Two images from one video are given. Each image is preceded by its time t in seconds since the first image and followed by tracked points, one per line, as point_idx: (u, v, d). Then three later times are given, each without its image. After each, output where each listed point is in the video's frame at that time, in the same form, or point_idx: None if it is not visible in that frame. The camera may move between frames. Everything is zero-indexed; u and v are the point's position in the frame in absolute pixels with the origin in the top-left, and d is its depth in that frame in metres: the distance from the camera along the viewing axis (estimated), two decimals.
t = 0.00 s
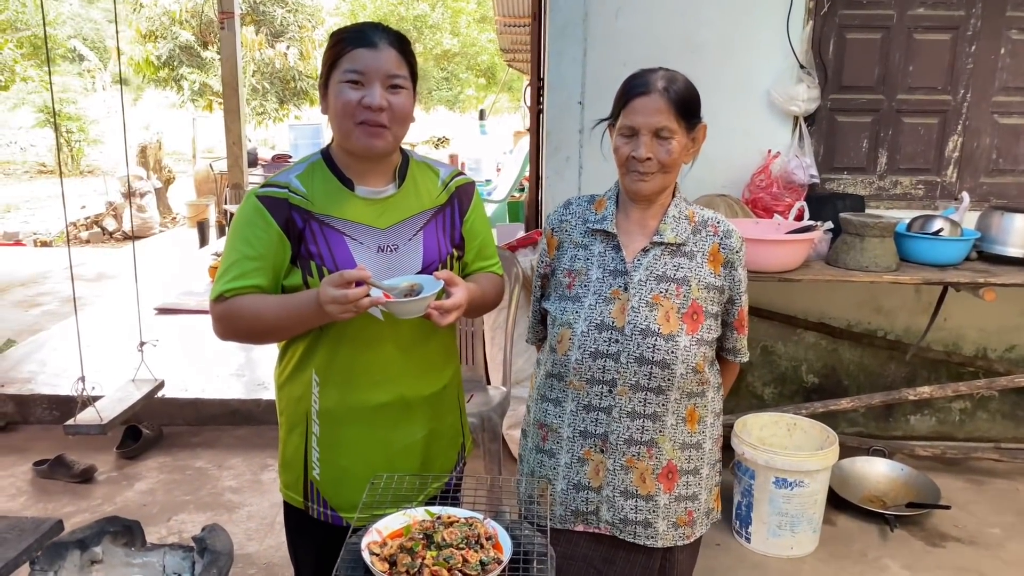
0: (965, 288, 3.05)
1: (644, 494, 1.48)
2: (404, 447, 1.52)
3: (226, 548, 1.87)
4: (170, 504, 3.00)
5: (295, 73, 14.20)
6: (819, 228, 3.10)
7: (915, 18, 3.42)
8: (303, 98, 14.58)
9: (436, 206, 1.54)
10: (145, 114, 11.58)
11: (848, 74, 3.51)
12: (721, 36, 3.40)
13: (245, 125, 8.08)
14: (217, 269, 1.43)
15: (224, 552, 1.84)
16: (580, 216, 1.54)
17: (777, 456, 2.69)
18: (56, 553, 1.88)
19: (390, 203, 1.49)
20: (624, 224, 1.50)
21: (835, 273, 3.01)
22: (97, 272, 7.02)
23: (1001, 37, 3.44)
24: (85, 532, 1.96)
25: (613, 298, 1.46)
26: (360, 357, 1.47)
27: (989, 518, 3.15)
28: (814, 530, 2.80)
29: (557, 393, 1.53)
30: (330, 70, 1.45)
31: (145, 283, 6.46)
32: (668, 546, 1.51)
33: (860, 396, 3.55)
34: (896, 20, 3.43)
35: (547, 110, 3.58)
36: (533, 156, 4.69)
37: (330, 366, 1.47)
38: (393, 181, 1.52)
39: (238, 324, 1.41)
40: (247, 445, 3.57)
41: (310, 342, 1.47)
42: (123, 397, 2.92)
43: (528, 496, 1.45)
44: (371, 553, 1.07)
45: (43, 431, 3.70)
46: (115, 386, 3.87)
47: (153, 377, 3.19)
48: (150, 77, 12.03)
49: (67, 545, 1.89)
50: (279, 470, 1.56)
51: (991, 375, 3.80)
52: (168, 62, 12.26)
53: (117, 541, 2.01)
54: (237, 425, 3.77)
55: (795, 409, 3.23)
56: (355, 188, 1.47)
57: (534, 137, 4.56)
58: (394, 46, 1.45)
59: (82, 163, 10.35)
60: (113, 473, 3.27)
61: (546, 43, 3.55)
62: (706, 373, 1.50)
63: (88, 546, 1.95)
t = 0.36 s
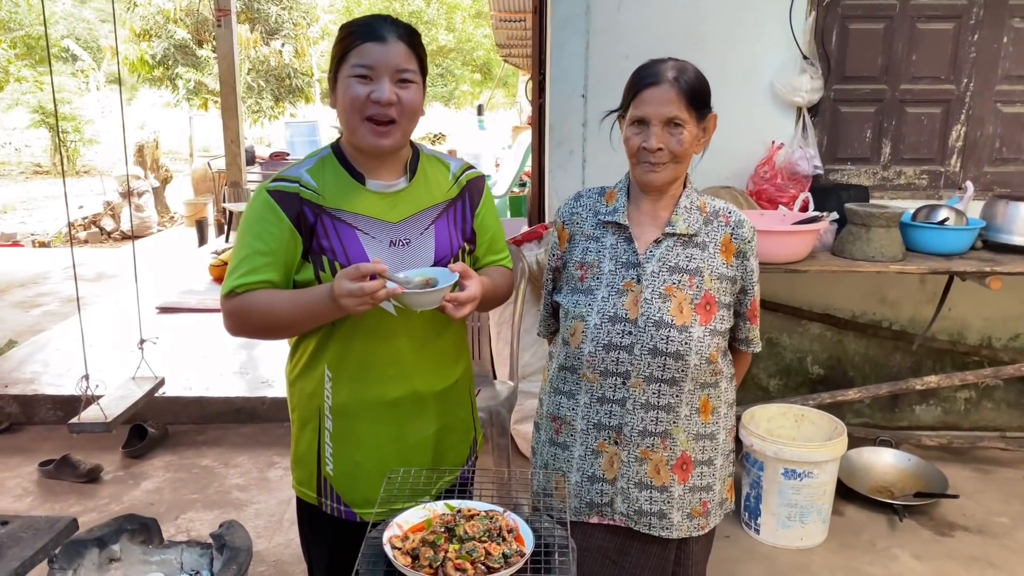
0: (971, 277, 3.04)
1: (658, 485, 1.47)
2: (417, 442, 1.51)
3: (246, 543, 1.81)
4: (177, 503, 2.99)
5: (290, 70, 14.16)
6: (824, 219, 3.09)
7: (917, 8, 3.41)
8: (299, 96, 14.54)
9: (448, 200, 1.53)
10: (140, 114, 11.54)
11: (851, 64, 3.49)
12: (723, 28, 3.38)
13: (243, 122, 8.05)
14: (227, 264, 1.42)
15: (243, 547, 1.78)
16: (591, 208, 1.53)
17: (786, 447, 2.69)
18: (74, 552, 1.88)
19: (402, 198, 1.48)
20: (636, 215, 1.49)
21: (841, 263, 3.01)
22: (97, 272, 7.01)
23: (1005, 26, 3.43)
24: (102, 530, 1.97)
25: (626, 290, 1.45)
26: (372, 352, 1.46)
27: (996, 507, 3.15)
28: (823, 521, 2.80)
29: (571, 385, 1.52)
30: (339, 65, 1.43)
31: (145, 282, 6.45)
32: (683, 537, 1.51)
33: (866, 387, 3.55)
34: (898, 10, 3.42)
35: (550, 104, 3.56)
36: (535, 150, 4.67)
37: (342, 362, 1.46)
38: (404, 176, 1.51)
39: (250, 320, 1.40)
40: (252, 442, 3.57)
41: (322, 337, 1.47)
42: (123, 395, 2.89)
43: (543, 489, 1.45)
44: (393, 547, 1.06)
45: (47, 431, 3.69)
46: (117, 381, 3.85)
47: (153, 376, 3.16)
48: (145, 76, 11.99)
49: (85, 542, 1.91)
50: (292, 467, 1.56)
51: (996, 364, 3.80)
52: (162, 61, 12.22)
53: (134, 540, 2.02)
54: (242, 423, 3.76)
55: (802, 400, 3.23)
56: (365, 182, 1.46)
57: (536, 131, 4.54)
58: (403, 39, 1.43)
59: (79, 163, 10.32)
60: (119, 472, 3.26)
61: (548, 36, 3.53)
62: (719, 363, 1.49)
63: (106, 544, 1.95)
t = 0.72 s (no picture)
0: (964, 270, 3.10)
1: (676, 476, 1.49)
2: (436, 438, 1.52)
3: (278, 541, 1.70)
4: (180, 505, 2.98)
5: (272, 70, 14.07)
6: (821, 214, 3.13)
7: (908, 5, 3.46)
8: (281, 96, 14.46)
9: (464, 198, 1.55)
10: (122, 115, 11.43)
11: (843, 61, 3.54)
12: (718, 26, 3.42)
13: (229, 124, 7.99)
14: (245, 264, 1.43)
15: (276, 546, 1.68)
16: (607, 204, 1.55)
17: (788, 439, 2.72)
18: (104, 553, 1.64)
19: (419, 196, 1.49)
20: (652, 210, 1.51)
21: (838, 257, 3.05)
22: (84, 275, 6.94)
23: (993, 22, 3.49)
24: (132, 530, 1.71)
25: (644, 283, 1.47)
26: (391, 350, 1.46)
27: (991, 495, 3.21)
28: (824, 511, 2.84)
29: (589, 378, 1.54)
30: (354, 66, 1.43)
31: (133, 285, 6.40)
32: (700, 527, 1.53)
33: (862, 379, 3.59)
34: (889, 7, 3.47)
35: (546, 102, 3.58)
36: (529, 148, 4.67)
37: (361, 359, 1.46)
38: (420, 174, 1.51)
39: (268, 319, 1.41)
40: (253, 443, 3.56)
41: (340, 335, 1.47)
42: (126, 396, 2.87)
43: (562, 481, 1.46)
44: (430, 541, 1.09)
45: (44, 436, 3.65)
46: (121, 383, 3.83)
47: (155, 377, 3.14)
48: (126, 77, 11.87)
49: (116, 542, 1.65)
50: (310, 465, 1.56)
51: (987, 356, 3.86)
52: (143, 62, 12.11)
53: (162, 540, 1.78)
54: (241, 424, 3.75)
55: (800, 393, 3.27)
56: (382, 181, 1.47)
57: (531, 129, 4.55)
58: (418, 39, 1.43)
59: (60, 166, 10.21)
60: (120, 475, 3.24)
61: (545, 35, 3.55)
62: (735, 355, 1.52)
63: (137, 544, 1.70)
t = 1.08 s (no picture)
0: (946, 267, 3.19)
1: (682, 467, 1.53)
2: (447, 435, 1.54)
3: (299, 534, 1.82)
4: (175, 508, 2.97)
5: (247, 73, 13.96)
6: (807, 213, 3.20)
7: (888, 10, 3.55)
8: (256, 99, 14.33)
9: (472, 197, 1.57)
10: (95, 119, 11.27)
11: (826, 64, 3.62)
12: (704, 30, 3.48)
13: (209, 127, 7.92)
14: (256, 264, 1.44)
15: (298, 539, 1.78)
16: (613, 202, 1.59)
17: (778, 433, 2.78)
18: (131, 548, 1.80)
19: (428, 195, 1.52)
20: (657, 209, 1.56)
21: (825, 255, 3.12)
22: (61, 280, 6.84)
23: (969, 26, 3.59)
24: (155, 526, 1.89)
25: (650, 279, 1.51)
26: (403, 348, 1.49)
27: (973, 486, 3.30)
28: (814, 504, 2.90)
29: (596, 371, 1.57)
30: (364, 69, 1.44)
31: (113, 290, 6.33)
32: (704, 517, 1.57)
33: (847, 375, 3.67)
34: (870, 12, 3.55)
35: (536, 104, 3.61)
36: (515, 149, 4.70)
37: (373, 357, 1.48)
38: (429, 173, 1.54)
39: (280, 319, 1.42)
40: (245, 446, 3.55)
41: (352, 334, 1.49)
42: (123, 399, 2.86)
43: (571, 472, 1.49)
44: (455, 532, 1.13)
45: (32, 441, 3.61)
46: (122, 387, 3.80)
47: (153, 379, 3.13)
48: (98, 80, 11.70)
49: (140, 539, 1.83)
50: (321, 462, 1.58)
51: (966, 351, 3.96)
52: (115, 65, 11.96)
53: (186, 536, 1.94)
54: (232, 427, 3.74)
55: (789, 389, 3.34)
56: (393, 181, 1.49)
57: (518, 131, 4.58)
58: (427, 42, 1.45)
59: (32, 170, 10.04)
60: (112, 479, 3.22)
61: (534, 37, 3.58)
62: (737, 349, 1.56)
63: (161, 540, 1.88)
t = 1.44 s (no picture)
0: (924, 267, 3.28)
1: (677, 461, 1.58)
2: (450, 430, 1.58)
3: (310, 526, 1.90)
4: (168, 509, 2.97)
5: (225, 78, 13.88)
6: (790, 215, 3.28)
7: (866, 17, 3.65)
8: (235, 104, 14.25)
9: (472, 198, 1.62)
10: (73, 123, 11.14)
11: (807, 70, 3.71)
12: (690, 36, 3.55)
13: (191, 131, 7.88)
14: (262, 265, 1.47)
15: (310, 530, 1.86)
16: (610, 204, 1.64)
17: (765, 430, 2.84)
18: (144, 540, 1.83)
19: (431, 196, 1.56)
20: (653, 210, 1.61)
21: (809, 257, 3.20)
22: (41, 286, 6.76)
23: (944, 34, 3.70)
24: (168, 519, 1.92)
25: (647, 278, 1.56)
26: (407, 345, 1.52)
27: (952, 481, 3.39)
28: (799, 499, 2.97)
29: (594, 368, 1.63)
30: (377, 83, 1.47)
31: (95, 294, 6.27)
32: (699, 510, 1.62)
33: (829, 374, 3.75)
34: (849, 19, 3.65)
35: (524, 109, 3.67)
36: (502, 153, 4.75)
37: (378, 355, 1.52)
38: (431, 176, 1.58)
39: (286, 319, 1.45)
40: (236, 448, 3.55)
41: (357, 332, 1.52)
42: (123, 402, 2.86)
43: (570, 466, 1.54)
44: (464, 519, 1.17)
45: (19, 445, 3.59)
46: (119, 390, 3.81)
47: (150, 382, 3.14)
48: (75, 84, 11.57)
49: (154, 531, 1.85)
50: (325, 460, 1.61)
51: (944, 349, 4.06)
52: (92, 69, 11.84)
53: (196, 528, 1.97)
54: (222, 430, 3.74)
55: (773, 387, 3.41)
56: (395, 185, 1.53)
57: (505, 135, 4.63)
58: (441, 65, 1.47)
59: (7, 174, 9.89)
60: (103, 481, 3.21)
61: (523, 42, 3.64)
62: (731, 346, 1.62)
63: (174, 532, 1.90)
